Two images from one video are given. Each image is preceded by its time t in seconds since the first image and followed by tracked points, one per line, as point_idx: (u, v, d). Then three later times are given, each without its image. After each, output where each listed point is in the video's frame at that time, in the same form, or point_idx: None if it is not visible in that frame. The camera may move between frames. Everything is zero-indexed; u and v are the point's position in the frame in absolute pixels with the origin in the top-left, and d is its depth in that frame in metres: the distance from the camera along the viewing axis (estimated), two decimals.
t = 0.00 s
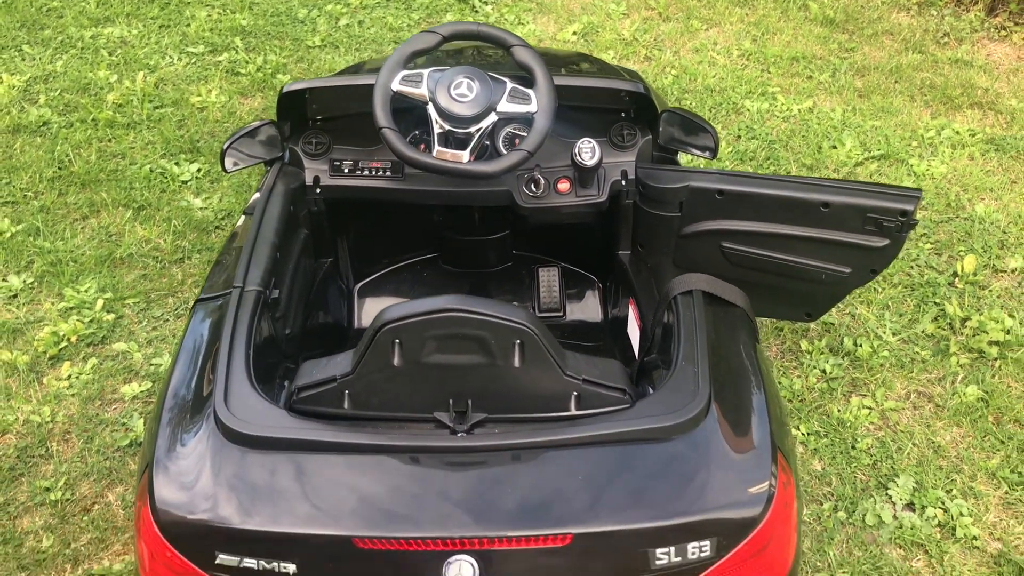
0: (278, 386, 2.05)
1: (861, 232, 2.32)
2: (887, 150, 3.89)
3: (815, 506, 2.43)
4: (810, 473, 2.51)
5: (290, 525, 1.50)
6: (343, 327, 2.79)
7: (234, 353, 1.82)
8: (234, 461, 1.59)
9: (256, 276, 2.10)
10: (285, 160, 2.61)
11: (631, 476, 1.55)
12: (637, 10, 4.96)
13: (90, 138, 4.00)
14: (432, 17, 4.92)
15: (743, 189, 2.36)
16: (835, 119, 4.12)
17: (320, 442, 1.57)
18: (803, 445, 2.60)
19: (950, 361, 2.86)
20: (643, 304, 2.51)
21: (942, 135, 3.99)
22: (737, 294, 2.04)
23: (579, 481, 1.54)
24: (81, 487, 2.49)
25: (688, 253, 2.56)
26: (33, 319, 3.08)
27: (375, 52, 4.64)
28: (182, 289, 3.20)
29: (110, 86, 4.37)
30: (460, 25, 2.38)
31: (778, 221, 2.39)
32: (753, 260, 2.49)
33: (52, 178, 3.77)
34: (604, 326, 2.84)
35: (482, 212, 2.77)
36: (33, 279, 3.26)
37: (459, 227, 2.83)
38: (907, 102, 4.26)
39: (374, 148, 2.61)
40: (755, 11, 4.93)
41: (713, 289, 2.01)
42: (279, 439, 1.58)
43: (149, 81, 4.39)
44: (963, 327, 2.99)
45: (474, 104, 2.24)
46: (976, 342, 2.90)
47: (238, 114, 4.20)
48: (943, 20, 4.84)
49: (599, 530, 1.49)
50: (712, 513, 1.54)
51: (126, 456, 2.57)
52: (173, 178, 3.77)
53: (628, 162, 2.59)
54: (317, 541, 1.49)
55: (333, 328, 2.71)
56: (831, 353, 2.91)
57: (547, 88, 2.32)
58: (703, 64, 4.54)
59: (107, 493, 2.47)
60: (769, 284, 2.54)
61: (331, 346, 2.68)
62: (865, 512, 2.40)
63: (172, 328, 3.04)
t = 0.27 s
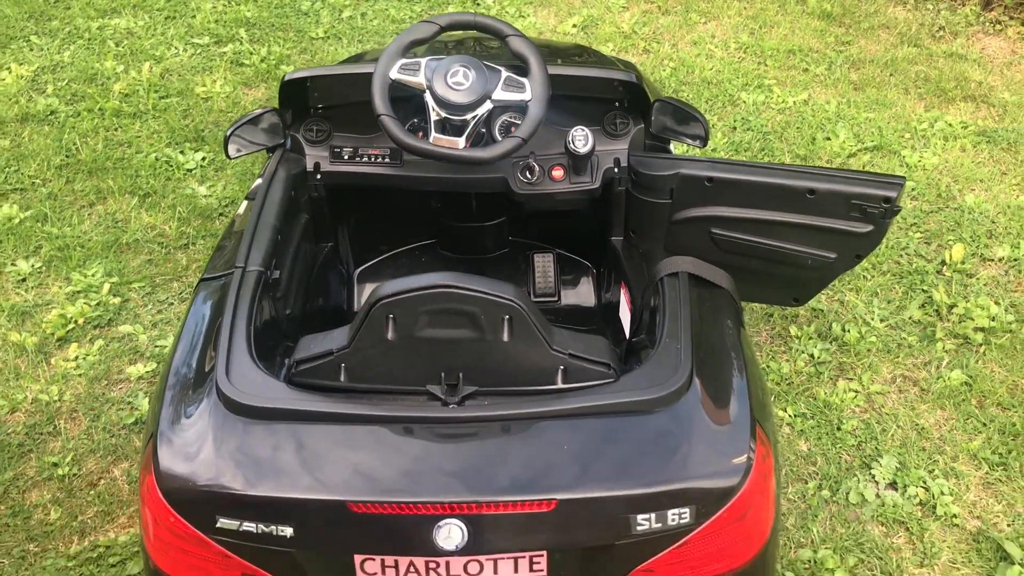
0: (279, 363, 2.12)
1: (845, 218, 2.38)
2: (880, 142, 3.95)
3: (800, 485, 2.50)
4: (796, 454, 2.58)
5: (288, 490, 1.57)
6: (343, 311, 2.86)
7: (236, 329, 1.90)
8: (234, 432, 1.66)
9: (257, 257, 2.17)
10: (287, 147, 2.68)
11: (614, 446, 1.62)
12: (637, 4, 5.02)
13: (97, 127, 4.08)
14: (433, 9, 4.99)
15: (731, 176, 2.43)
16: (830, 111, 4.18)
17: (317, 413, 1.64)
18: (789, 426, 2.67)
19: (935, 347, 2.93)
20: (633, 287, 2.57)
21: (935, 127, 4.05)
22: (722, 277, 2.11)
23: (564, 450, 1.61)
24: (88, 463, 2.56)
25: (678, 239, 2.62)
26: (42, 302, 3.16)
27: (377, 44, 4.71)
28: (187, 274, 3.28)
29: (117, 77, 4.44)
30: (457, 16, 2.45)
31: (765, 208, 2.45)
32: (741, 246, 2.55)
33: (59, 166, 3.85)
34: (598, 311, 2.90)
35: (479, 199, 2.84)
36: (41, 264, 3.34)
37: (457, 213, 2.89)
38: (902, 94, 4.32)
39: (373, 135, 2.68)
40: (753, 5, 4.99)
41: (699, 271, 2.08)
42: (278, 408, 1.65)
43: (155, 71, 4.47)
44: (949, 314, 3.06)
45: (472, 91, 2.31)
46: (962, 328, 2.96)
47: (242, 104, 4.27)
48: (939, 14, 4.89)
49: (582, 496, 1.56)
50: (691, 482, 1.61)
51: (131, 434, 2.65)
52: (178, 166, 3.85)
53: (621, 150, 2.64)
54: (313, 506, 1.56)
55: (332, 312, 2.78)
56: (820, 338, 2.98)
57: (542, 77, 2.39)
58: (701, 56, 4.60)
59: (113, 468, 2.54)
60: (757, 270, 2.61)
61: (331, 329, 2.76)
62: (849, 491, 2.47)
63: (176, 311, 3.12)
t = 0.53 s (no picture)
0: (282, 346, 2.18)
1: (838, 208, 2.43)
2: (877, 135, 4.00)
3: (792, 469, 2.55)
4: (789, 439, 2.64)
5: (292, 465, 1.62)
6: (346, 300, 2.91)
7: (241, 311, 1.96)
8: (240, 411, 1.71)
9: (262, 243, 2.23)
10: (292, 137, 2.72)
11: (606, 425, 1.67)
12: None
13: (105, 118, 4.14)
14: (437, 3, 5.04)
15: (727, 167, 2.48)
16: (829, 104, 4.23)
17: (319, 391, 1.69)
18: (783, 412, 2.72)
19: (928, 336, 2.97)
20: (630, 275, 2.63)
21: (932, 121, 4.10)
22: (714, 264, 2.17)
23: (557, 428, 1.66)
24: (96, 445, 2.62)
25: (674, 228, 2.68)
26: (51, 289, 3.22)
27: (381, 36, 4.76)
28: (193, 262, 3.34)
29: (125, 69, 4.50)
30: (459, 8, 2.48)
31: (759, 198, 2.50)
32: (736, 235, 2.61)
33: (68, 157, 3.91)
34: (597, 299, 2.95)
35: (479, 189, 2.89)
36: (50, 252, 3.40)
37: (458, 203, 2.94)
38: (900, 88, 4.36)
39: (377, 125, 2.72)
40: None
41: (691, 258, 2.14)
42: (282, 387, 1.70)
43: (162, 64, 4.52)
44: (943, 304, 3.10)
45: (472, 83, 2.35)
46: (955, 317, 3.01)
47: (248, 96, 4.33)
48: (938, 9, 4.92)
49: (575, 472, 1.61)
50: (681, 460, 1.66)
51: (139, 417, 2.71)
52: (185, 156, 3.91)
53: (619, 140, 2.69)
54: (315, 481, 1.62)
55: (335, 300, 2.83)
56: (815, 327, 3.03)
57: (540, 68, 2.44)
58: (702, 50, 4.64)
59: (121, 450, 2.60)
60: (752, 259, 2.66)
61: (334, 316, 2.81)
62: (840, 475, 2.52)
63: (183, 298, 3.18)
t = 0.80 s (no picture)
0: (288, 336, 2.23)
1: (834, 203, 2.48)
2: (877, 132, 4.04)
3: (788, 458, 2.60)
4: (785, 429, 2.69)
5: (298, 448, 1.67)
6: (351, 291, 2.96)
7: (249, 300, 2.01)
8: (248, 397, 1.76)
9: (269, 235, 2.28)
10: (298, 132, 2.78)
11: (602, 410, 1.72)
12: None
13: (114, 114, 4.20)
14: None
15: (725, 161, 2.52)
16: (830, 101, 4.27)
17: (325, 376, 1.74)
18: (779, 403, 2.77)
19: (924, 329, 3.02)
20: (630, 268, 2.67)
21: (932, 118, 4.13)
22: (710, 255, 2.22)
23: (555, 413, 1.71)
24: (107, 433, 2.68)
25: (673, 222, 2.72)
26: (62, 281, 3.28)
27: (387, 32, 4.81)
28: (201, 255, 3.39)
29: (134, 65, 4.56)
30: (461, 6, 2.55)
31: (757, 192, 2.55)
32: (733, 229, 2.65)
33: (78, 151, 3.97)
34: (598, 291, 3.00)
35: (483, 182, 2.94)
36: (61, 245, 3.46)
37: (460, 197, 2.99)
38: (900, 85, 4.40)
39: (381, 121, 2.78)
40: None
41: (688, 250, 2.19)
42: (288, 373, 1.75)
43: (171, 60, 4.58)
44: (939, 298, 3.15)
45: (474, 79, 2.40)
46: (950, 311, 3.05)
47: (255, 92, 4.38)
48: (940, 6, 4.96)
49: (572, 456, 1.67)
50: (675, 444, 1.71)
51: (148, 405, 2.76)
52: (193, 151, 3.96)
53: (620, 136, 2.73)
54: (321, 464, 1.67)
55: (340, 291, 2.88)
56: (812, 320, 3.07)
57: (541, 65, 2.49)
58: (704, 47, 4.69)
59: (131, 438, 2.66)
60: (750, 252, 2.71)
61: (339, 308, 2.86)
62: (835, 464, 2.57)
63: (192, 290, 3.24)
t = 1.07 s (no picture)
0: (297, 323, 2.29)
1: (831, 194, 2.53)
2: (878, 126, 4.08)
3: (786, 445, 2.65)
4: (784, 416, 2.73)
5: (307, 428, 1.73)
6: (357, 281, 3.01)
7: (259, 286, 2.07)
8: (257, 379, 1.81)
9: (278, 224, 2.33)
10: (306, 125, 2.83)
11: (602, 393, 1.77)
12: None
13: (125, 108, 4.26)
14: None
15: (725, 154, 2.57)
16: (831, 96, 4.31)
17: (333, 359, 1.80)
18: (778, 391, 2.82)
19: (922, 320, 3.06)
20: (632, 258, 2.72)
21: (932, 113, 4.17)
22: (709, 244, 2.27)
23: (556, 395, 1.76)
24: (119, 419, 2.74)
25: (674, 214, 2.77)
26: (74, 271, 3.34)
27: (393, 27, 4.86)
28: (210, 246, 3.45)
29: (143, 60, 4.62)
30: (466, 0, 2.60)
31: (755, 184, 2.60)
32: (733, 220, 2.70)
33: (89, 145, 4.03)
34: (600, 282, 3.04)
35: (487, 175, 2.99)
36: (73, 236, 3.52)
37: (465, 189, 3.04)
38: (902, 80, 4.44)
39: (388, 114, 2.82)
40: None
41: (687, 239, 2.24)
42: (297, 357, 1.81)
43: (180, 55, 4.64)
44: (937, 290, 3.19)
45: (479, 72, 2.45)
46: (948, 302, 3.10)
47: (264, 87, 4.44)
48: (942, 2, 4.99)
49: (572, 436, 1.72)
50: (672, 426, 1.76)
51: (159, 392, 2.82)
52: (202, 145, 4.02)
53: (621, 128, 2.78)
54: (330, 443, 1.73)
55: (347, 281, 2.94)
56: (811, 311, 3.12)
57: (545, 58, 2.54)
58: (708, 43, 4.73)
59: (142, 423, 2.72)
60: (749, 243, 2.76)
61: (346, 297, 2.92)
62: (832, 451, 2.62)
63: (201, 280, 3.29)
